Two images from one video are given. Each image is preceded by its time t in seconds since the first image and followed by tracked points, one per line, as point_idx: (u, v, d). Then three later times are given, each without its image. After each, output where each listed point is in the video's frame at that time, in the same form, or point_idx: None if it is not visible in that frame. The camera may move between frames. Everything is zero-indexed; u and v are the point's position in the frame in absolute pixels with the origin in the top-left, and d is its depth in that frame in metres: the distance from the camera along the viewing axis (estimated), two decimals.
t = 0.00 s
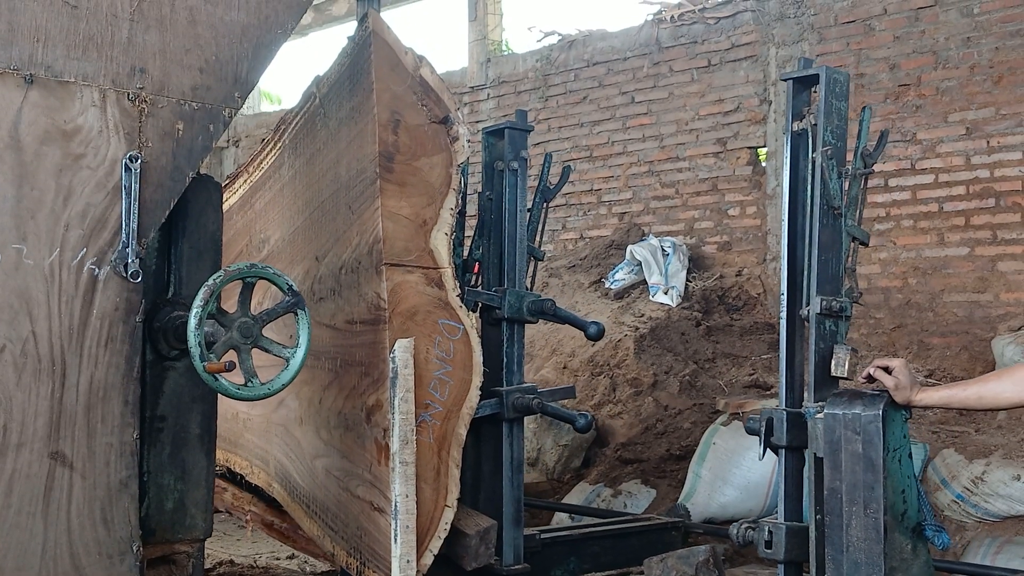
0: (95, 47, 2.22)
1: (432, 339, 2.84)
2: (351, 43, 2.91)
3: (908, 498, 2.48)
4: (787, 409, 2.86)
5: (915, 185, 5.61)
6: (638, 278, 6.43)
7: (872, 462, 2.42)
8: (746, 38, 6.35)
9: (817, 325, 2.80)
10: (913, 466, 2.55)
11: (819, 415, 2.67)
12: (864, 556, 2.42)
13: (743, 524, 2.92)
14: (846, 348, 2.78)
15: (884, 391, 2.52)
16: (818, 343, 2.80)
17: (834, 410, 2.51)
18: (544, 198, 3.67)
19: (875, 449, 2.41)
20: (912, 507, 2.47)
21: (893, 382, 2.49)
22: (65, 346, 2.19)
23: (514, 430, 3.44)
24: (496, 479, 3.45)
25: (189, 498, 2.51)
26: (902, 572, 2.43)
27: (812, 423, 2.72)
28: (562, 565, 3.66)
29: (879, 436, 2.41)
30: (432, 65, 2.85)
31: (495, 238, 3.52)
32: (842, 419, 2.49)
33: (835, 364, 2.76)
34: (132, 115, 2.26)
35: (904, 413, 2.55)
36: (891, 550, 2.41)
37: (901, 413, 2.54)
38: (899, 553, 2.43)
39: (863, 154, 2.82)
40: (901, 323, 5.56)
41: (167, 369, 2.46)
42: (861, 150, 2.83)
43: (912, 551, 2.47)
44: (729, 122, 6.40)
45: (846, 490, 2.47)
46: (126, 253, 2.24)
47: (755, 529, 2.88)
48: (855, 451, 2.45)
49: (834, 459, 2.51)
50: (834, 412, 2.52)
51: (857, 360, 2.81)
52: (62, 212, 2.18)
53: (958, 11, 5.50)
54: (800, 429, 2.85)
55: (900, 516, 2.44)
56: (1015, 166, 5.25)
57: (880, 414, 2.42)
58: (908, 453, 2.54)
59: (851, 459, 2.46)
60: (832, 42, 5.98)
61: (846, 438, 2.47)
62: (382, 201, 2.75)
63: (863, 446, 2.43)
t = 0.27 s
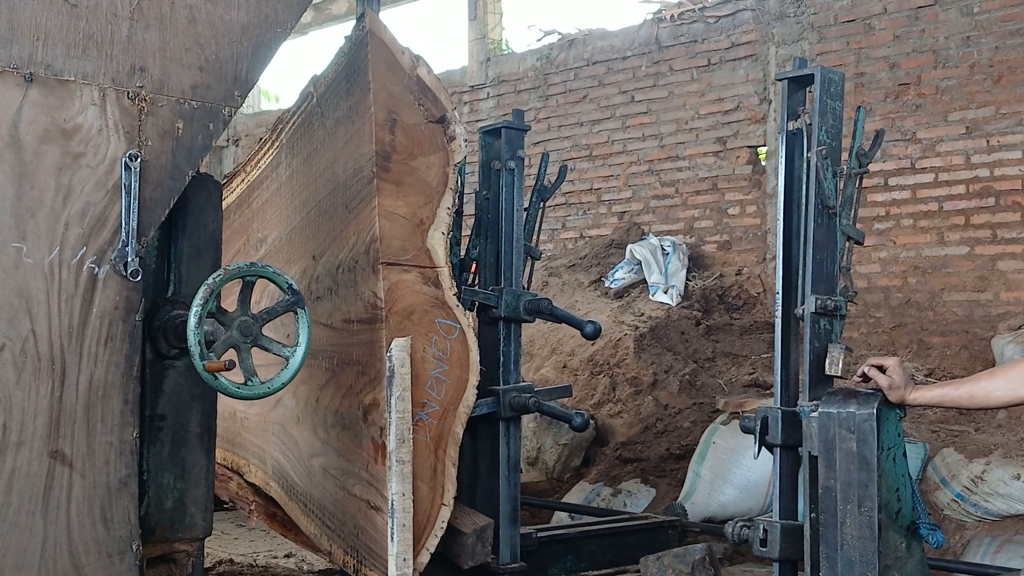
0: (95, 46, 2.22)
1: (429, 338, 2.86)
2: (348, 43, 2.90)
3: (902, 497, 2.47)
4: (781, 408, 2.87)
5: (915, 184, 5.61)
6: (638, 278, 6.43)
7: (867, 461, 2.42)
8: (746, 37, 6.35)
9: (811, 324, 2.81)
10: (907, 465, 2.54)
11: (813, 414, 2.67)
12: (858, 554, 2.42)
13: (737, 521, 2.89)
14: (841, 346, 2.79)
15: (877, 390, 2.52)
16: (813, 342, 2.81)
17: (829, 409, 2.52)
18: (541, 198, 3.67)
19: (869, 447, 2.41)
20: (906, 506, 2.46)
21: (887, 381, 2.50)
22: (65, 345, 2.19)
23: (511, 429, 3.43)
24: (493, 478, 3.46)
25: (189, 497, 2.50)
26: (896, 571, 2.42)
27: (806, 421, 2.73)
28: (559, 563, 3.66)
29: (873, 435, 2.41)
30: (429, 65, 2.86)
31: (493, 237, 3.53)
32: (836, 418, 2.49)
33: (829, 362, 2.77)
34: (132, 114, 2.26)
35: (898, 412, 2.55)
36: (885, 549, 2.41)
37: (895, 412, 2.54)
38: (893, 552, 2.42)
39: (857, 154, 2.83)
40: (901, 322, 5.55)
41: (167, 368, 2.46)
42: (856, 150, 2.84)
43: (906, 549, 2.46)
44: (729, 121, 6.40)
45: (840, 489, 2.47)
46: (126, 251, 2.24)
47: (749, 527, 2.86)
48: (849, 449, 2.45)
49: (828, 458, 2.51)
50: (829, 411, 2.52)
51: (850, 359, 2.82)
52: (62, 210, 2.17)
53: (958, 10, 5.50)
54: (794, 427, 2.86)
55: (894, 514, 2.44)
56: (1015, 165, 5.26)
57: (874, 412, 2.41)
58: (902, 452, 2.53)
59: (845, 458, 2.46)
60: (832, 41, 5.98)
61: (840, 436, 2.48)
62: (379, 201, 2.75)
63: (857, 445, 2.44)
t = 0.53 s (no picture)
0: (95, 48, 2.22)
1: (426, 340, 2.87)
2: (346, 46, 2.91)
3: (897, 498, 2.49)
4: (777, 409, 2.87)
5: (914, 186, 5.61)
6: (638, 280, 6.42)
7: (862, 462, 2.43)
8: (745, 39, 6.35)
9: (807, 326, 2.82)
10: (902, 466, 2.55)
11: (809, 416, 2.67)
12: (854, 555, 2.43)
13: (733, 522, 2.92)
14: (836, 348, 2.80)
15: (872, 391, 2.53)
16: (808, 344, 2.82)
17: (824, 411, 2.51)
18: (538, 200, 3.68)
19: (864, 449, 2.42)
20: (901, 507, 2.48)
21: (882, 383, 2.50)
22: (65, 347, 2.19)
23: (508, 431, 3.43)
24: (490, 480, 3.43)
25: (188, 499, 2.50)
26: (892, 572, 2.44)
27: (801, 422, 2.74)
28: (556, 565, 3.66)
29: (869, 436, 2.42)
30: (426, 68, 2.86)
31: (490, 239, 3.52)
32: (831, 419, 2.48)
33: (824, 365, 2.80)
34: (132, 116, 2.26)
35: (892, 413, 2.56)
36: (881, 550, 2.42)
37: (890, 414, 2.54)
38: (889, 553, 2.45)
39: (853, 157, 2.84)
40: (901, 324, 5.55)
41: (166, 370, 2.46)
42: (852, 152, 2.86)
43: (902, 550, 2.48)
44: (729, 123, 6.40)
45: (836, 490, 2.47)
46: (126, 253, 2.24)
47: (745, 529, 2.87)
48: (844, 451, 2.46)
49: (823, 460, 2.50)
50: (824, 412, 2.51)
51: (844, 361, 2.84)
52: (62, 213, 2.17)
53: (958, 12, 5.50)
54: (790, 429, 2.87)
55: (889, 516, 2.45)
56: (1015, 167, 5.26)
57: (870, 414, 2.42)
58: (898, 453, 2.54)
59: (841, 459, 2.46)
60: (831, 43, 5.98)
61: (835, 438, 2.47)
62: (376, 203, 2.75)
63: (853, 446, 2.44)
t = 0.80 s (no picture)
0: (96, 48, 2.22)
1: (424, 340, 2.85)
2: (344, 46, 2.90)
3: (894, 498, 2.47)
4: (774, 409, 2.86)
5: (915, 187, 5.60)
6: (638, 280, 6.42)
7: (857, 461, 2.42)
8: (746, 39, 6.35)
9: (804, 326, 2.81)
10: (900, 466, 2.54)
11: (805, 415, 2.66)
12: (850, 555, 2.42)
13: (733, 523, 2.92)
14: (833, 348, 2.79)
15: (869, 391, 2.52)
16: (805, 344, 2.81)
17: (820, 410, 2.51)
18: (536, 200, 3.68)
19: (861, 448, 2.42)
20: (898, 507, 2.46)
21: (878, 383, 2.50)
22: (65, 347, 2.18)
23: (506, 430, 3.44)
24: (488, 479, 3.43)
25: (189, 498, 2.50)
26: (888, 572, 2.43)
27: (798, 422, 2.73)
28: (554, 564, 3.66)
29: (865, 436, 2.41)
30: (424, 69, 2.86)
31: (488, 239, 3.51)
32: (828, 419, 2.48)
33: (820, 364, 2.77)
34: (133, 116, 2.26)
35: (890, 413, 2.54)
36: (877, 549, 2.41)
37: (887, 413, 2.53)
38: (886, 552, 2.43)
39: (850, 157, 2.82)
40: (901, 324, 5.55)
41: (167, 370, 2.45)
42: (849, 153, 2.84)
43: (899, 550, 2.46)
44: (730, 123, 6.40)
45: (833, 490, 2.46)
46: (126, 253, 2.24)
47: (743, 529, 2.88)
48: (841, 451, 2.46)
49: (820, 460, 2.50)
50: (820, 412, 2.51)
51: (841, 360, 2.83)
52: (62, 213, 2.17)
53: (958, 12, 5.50)
54: (786, 429, 2.86)
55: (886, 516, 2.44)
56: (1016, 167, 5.26)
57: (865, 414, 2.42)
58: (895, 453, 2.53)
59: (837, 459, 2.46)
60: (832, 44, 5.98)
61: (832, 438, 2.47)
62: (374, 203, 2.75)
63: (849, 446, 2.43)
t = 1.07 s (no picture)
0: (95, 48, 2.22)
1: (421, 341, 2.85)
2: (341, 48, 2.90)
3: (888, 498, 2.50)
4: (769, 410, 2.87)
5: (915, 187, 5.60)
6: (638, 280, 6.42)
7: (852, 460, 2.44)
8: (746, 40, 6.35)
9: (799, 327, 2.81)
10: (895, 467, 2.56)
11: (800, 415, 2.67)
12: (845, 554, 2.44)
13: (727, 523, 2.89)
14: (828, 349, 2.80)
15: (863, 392, 2.54)
16: (800, 345, 2.81)
17: (815, 411, 2.53)
18: (533, 202, 3.68)
19: (855, 448, 2.43)
20: (892, 507, 2.48)
21: (873, 383, 2.50)
22: (65, 347, 2.18)
23: (504, 431, 3.44)
24: (485, 479, 3.43)
25: (189, 499, 2.50)
26: (883, 571, 2.44)
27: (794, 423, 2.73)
28: (552, 564, 3.66)
29: (859, 436, 2.43)
30: (421, 70, 2.86)
31: (485, 240, 3.51)
32: (823, 419, 2.50)
33: (817, 365, 2.77)
34: (133, 117, 2.26)
35: (884, 414, 2.56)
36: (872, 549, 2.42)
37: (882, 414, 2.55)
38: (881, 552, 2.45)
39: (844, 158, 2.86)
40: (901, 325, 5.55)
41: (167, 371, 2.45)
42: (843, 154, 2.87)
43: (893, 550, 2.48)
44: (730, 124, 6.40)
45: (828, 490, 2.48)
46: (126, 254, 2.24)
47: (738, 528, 2.85)
48: (836, 451, 2.47)
49: (815, 460, 2.52)
50: (816, 413, 2.53)
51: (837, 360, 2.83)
52: (62, 213, 2.17)
53: (958, 13, 5.50)
54: (782, 430, 2.86)
55: (880, 515, 2.46)
56: (1015, 168, 5.26)
57: (860, 415, 2.43)
58: (889, 454, 2.55)
59: (832, 459, 2.47)
60: (832, 44, 5.98)
61: (827, 438, 2.49)
62: (371, 205, 2.75)
63: (844, 446, 2.45)
